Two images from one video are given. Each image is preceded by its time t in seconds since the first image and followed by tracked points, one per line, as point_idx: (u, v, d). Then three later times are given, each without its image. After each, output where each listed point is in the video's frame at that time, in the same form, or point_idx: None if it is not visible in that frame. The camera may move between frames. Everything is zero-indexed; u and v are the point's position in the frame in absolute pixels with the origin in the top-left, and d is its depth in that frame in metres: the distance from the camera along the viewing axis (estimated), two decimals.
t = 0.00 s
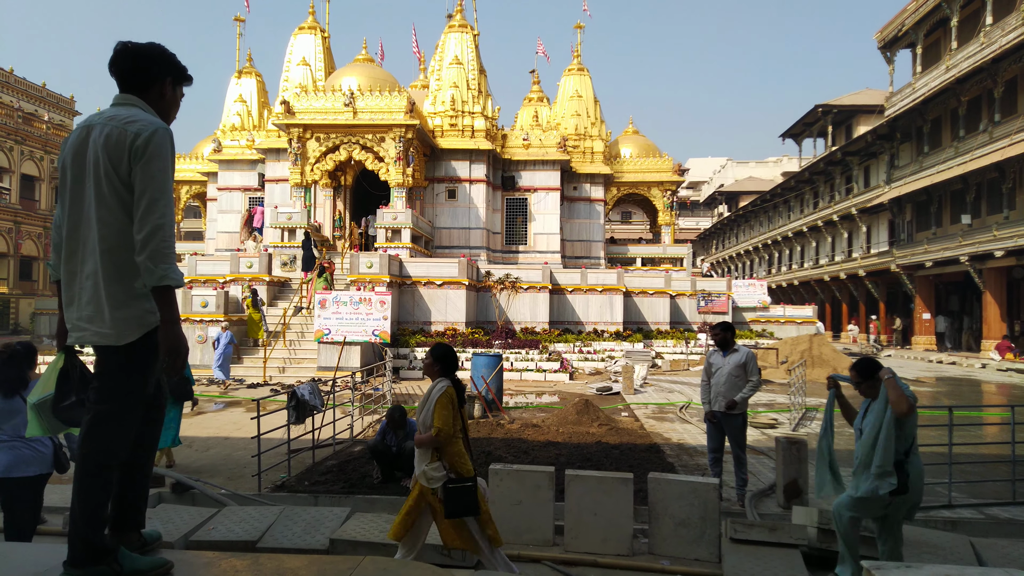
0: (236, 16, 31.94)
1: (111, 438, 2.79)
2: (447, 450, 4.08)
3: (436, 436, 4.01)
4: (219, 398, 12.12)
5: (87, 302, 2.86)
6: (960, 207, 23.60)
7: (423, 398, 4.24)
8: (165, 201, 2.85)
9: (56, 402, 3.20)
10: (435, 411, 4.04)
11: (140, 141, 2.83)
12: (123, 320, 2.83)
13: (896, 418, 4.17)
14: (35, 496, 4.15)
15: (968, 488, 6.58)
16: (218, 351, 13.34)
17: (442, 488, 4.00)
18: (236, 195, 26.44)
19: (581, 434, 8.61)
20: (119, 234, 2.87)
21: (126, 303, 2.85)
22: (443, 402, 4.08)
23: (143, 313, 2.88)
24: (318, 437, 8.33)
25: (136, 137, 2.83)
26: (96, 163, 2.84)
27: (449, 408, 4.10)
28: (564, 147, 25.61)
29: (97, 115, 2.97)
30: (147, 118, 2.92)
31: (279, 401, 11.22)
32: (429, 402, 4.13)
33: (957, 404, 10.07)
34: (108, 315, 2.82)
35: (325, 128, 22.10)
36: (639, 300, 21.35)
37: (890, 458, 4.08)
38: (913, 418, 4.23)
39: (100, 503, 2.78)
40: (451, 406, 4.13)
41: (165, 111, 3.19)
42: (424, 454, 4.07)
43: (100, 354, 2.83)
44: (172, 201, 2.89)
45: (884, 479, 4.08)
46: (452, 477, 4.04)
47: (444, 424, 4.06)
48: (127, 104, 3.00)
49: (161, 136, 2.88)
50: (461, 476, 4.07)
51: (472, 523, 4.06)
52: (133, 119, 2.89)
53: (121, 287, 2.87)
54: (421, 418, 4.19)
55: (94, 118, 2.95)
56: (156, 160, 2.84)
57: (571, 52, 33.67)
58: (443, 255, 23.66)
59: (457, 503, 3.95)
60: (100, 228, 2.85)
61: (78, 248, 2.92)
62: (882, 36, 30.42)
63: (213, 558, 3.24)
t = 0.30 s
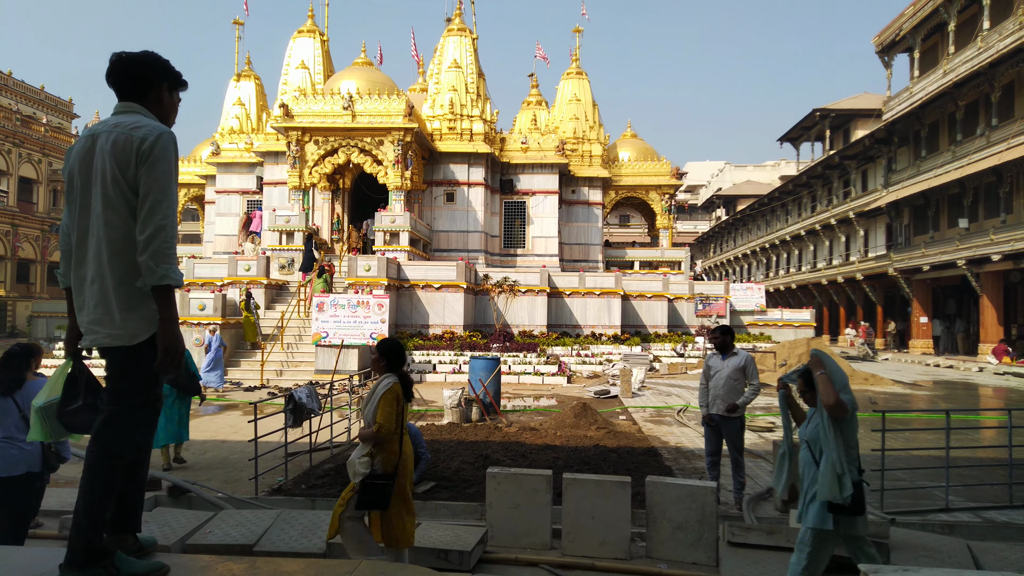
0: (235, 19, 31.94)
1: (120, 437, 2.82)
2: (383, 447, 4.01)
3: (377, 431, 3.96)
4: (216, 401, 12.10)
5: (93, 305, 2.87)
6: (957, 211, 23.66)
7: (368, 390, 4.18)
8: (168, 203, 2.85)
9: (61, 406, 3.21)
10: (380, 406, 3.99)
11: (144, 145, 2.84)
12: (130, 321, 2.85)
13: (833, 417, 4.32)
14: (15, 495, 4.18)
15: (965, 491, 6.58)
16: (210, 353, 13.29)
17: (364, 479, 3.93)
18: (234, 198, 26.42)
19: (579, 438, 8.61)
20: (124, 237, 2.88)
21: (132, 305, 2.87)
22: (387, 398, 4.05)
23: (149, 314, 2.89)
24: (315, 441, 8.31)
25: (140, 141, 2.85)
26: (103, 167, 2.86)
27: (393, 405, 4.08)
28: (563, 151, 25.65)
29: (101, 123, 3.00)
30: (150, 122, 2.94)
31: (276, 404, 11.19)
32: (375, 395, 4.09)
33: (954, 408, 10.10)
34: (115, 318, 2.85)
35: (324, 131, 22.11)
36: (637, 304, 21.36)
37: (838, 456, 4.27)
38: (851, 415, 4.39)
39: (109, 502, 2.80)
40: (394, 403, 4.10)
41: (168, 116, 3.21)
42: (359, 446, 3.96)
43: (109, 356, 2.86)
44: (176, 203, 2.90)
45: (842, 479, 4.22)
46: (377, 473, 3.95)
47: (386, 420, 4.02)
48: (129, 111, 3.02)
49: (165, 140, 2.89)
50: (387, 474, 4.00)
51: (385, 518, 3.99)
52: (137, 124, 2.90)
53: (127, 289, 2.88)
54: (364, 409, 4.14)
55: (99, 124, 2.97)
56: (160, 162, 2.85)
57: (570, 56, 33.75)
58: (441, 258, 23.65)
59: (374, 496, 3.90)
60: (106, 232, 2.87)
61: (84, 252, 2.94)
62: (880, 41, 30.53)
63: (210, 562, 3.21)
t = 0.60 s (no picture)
0: (238, 24, 32.06)
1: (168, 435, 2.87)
2: (327, 455, 3.99)
3: (316, 441, 3.91)
4: (223, 406, 12.14)
5: (115, 310, 2.86)
6: (962, 209, 23.58)
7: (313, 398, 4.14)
8: (183, 209, 2.88)
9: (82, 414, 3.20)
10: (320, 417, 3.95)
11: (157, 153, 2.86)
12: (156, 324, 2.86)
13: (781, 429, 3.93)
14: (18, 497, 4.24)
15: (975, 490, 6.54)
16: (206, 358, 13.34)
17: (313, 490, 3.90)
18: (238, 203, 26.48)
19: (586, 439, 8.60)
20: (143, 242, 2.88)
21: (156, 308, 2.87)
22: (329, 408, 3.99)
23: (175, 314, 2.89)
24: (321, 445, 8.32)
25: (153, 150, 2.87)
26: (116, 177, 2.86)
27: (335, 414, 4.02)
28: (566, 152, 25.65)
29: (108, 135, 3.00)
30: (159, 132, 2.95)
31: (283, 409, 11.20)
32: (316, 405, 4.05)
33: (962, 406, 10.06)
34: (139, 321, 2.84)
35: (327, 135, 22.18)
36: (642, 305, 21.34)
37: (776, 463, 3.92)
38: (804, 416, 4.01)
39: (157, 498, 2.86)
40: (337, 411, 4.04)
41: (174, 125, 3.22)
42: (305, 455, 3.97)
43: (139, 358, 2.87)
44: (192, 209, 2.92)
45: (785, 485, 3.89)
46: (323, 482, 3.93)
47: (327, 430, 3.96)
48: (136, 123, 3.03)
49: (176, 148, 2.91)
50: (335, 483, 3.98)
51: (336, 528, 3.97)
52: (146, 134, 2.92)
53: (149, 292, 2.88)
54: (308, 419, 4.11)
55: (106, 137, 2.96)
56: (173, 170, 2.87)
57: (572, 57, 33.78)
58: (445, 261, 23.68)
59: (322, 507, 3.87)
60: (124, 238, 2.87)
61: (101, 259, 2.94)
62: (883, 39, 30.48)
63: (219, 566, 3.20)
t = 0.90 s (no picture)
0: (238, 21, 32.01)
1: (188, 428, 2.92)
2: (277, 445, 4.05)
3: (258, 432, 3.96)
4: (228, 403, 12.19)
5: (130, 306, 2.88)
6: (967, 200, 23.47)
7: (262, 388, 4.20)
8: (195, 207, 2.91)
9: (88, 411, 3.21)
10: (260, 407, 3.99)
11: (168, 152, 2.89)
12: (171, 319, 2.89)
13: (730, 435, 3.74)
14: (17, 493, 4.36)
15: (979, 480, 6.54)
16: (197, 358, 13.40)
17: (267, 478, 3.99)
18: (241, 201, 26.51)
19: (590, 433, 8.61)
20: (156, 240, 2.92)
21: (172, 303, 2.91)
22: (268, 398, 4.02)
23: (188, 311, 2.93)
24: (326, 441, 8.35)
25: (163, 150, 2.89)
26: (128, 177, 2.89)
27: (277, 403, 4.04)
28: (568, 146, 25.60)
29: (117, 136, 3.02)
30: (168, 133, 2.98)
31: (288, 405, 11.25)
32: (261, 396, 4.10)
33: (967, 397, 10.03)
34: (154, 316, 2.87)
35: (329, 132, 22.17)
36: (645, 298, 21.32)
37: (724, 464, 3.75)
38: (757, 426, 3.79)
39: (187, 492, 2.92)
40: (279, 400, 4.07)
41: (184, 126, 3.24)
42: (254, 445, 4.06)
43: (156, 352, 2.90)
44: (202, 206, 2.96)
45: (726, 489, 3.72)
46: (280, 471, 4.02)
47: (269, 421, 3.99)
48: (144, 125, 3.05)
49: (185, 147, 2.94)
50: (287, 471, 4.03)
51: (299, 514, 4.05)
52: (155, 134, 2.94)
53: (163, 287, 2.91)
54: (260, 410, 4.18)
55: (117, 140, 2.99)
56: (184, 169, 2.91)
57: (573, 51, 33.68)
58: (448, 256, 23.69)
59: (276, 495, 3.94)
60: (138, 237, 2.90)
61: (112, 258, 2.95)
62: (886, 29, 30.30)
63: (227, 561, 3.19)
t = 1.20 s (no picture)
0: (239, 26, 32.11)
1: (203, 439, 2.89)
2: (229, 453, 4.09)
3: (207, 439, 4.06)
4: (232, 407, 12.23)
5: (150, 317, 2.89)
6: (970, 197, 23.39)
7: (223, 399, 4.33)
8: (215, 218, 2.90)
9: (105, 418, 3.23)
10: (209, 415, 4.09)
11: (192, 164, 2.91)
12: (188, 330, 2.88)
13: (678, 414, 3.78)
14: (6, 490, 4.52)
15: (985, 480, 6.52)
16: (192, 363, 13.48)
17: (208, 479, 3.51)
18: (244, 205, 26.59)
19: (594, 435, 8.61)
20: (177, 251, 2.93)
21: (189, 314, 2.89)
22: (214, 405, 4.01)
23: (205, 322, 2.91)
24: (331, 444, 8.38)
25: (187, 163, 2.91)
26: (152, 190, 2.91)
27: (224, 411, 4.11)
28: (570, 147, 25.60)
29: (146, 150, 3.06)
30: (193, 146, 3.01)
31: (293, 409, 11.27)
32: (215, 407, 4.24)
33: (972, 396, 10.00)
34: (172, 326, 2.87)
35: (331, 135, 22.22)
36: (648, 299, 21.30)
37: (673, 450, 3.78)
38: (704, 408, 3.85)
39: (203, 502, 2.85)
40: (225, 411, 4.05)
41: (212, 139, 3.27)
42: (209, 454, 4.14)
43: (175, 362, 2.91)
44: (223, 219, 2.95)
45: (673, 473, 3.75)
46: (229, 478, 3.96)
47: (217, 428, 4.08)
48: (173, 140, 3.09)
49: (209, 160, 2.95)
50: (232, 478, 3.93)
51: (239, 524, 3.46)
52: (181, 148, 2.97)
53: (182, 299, 2.91)
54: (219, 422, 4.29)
55: (145, 152, 3.03)
56: (206, 181, 2.91)
57: (574, 52, 33.69)
58: (451, 258, 23.71)
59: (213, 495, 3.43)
60: (161, 248, 2.92)
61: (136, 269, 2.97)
62: (887, 27, 30.25)
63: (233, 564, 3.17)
